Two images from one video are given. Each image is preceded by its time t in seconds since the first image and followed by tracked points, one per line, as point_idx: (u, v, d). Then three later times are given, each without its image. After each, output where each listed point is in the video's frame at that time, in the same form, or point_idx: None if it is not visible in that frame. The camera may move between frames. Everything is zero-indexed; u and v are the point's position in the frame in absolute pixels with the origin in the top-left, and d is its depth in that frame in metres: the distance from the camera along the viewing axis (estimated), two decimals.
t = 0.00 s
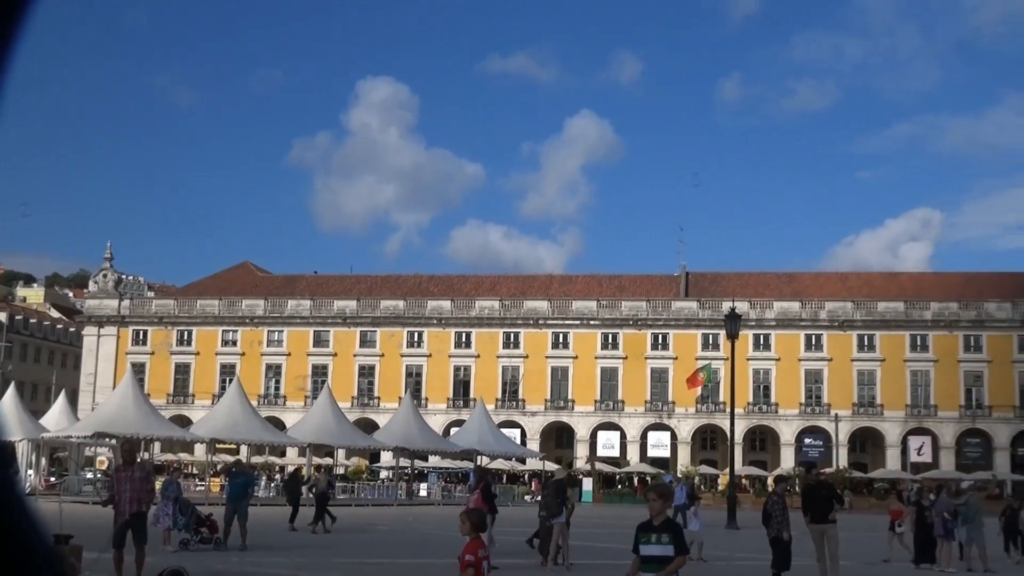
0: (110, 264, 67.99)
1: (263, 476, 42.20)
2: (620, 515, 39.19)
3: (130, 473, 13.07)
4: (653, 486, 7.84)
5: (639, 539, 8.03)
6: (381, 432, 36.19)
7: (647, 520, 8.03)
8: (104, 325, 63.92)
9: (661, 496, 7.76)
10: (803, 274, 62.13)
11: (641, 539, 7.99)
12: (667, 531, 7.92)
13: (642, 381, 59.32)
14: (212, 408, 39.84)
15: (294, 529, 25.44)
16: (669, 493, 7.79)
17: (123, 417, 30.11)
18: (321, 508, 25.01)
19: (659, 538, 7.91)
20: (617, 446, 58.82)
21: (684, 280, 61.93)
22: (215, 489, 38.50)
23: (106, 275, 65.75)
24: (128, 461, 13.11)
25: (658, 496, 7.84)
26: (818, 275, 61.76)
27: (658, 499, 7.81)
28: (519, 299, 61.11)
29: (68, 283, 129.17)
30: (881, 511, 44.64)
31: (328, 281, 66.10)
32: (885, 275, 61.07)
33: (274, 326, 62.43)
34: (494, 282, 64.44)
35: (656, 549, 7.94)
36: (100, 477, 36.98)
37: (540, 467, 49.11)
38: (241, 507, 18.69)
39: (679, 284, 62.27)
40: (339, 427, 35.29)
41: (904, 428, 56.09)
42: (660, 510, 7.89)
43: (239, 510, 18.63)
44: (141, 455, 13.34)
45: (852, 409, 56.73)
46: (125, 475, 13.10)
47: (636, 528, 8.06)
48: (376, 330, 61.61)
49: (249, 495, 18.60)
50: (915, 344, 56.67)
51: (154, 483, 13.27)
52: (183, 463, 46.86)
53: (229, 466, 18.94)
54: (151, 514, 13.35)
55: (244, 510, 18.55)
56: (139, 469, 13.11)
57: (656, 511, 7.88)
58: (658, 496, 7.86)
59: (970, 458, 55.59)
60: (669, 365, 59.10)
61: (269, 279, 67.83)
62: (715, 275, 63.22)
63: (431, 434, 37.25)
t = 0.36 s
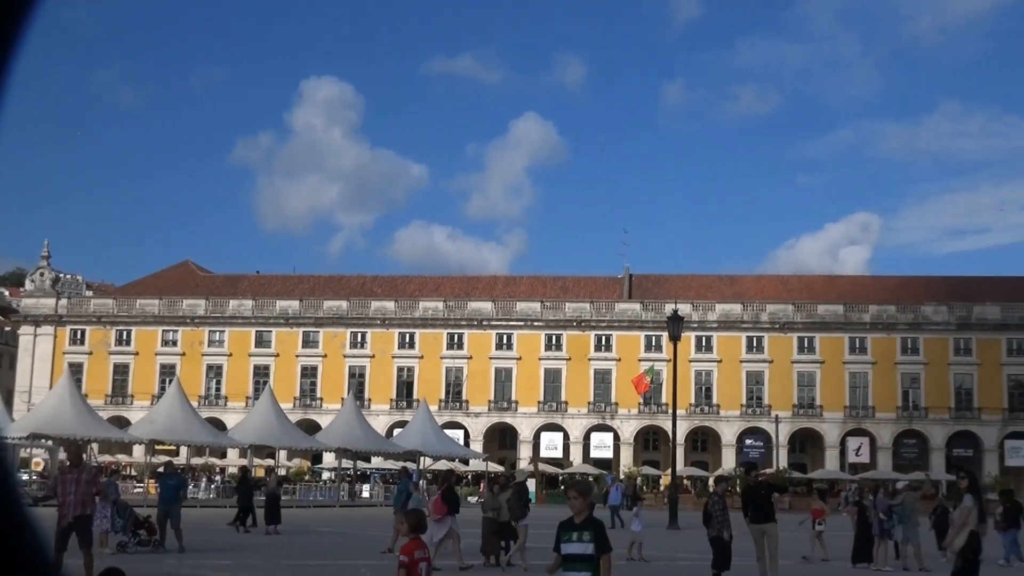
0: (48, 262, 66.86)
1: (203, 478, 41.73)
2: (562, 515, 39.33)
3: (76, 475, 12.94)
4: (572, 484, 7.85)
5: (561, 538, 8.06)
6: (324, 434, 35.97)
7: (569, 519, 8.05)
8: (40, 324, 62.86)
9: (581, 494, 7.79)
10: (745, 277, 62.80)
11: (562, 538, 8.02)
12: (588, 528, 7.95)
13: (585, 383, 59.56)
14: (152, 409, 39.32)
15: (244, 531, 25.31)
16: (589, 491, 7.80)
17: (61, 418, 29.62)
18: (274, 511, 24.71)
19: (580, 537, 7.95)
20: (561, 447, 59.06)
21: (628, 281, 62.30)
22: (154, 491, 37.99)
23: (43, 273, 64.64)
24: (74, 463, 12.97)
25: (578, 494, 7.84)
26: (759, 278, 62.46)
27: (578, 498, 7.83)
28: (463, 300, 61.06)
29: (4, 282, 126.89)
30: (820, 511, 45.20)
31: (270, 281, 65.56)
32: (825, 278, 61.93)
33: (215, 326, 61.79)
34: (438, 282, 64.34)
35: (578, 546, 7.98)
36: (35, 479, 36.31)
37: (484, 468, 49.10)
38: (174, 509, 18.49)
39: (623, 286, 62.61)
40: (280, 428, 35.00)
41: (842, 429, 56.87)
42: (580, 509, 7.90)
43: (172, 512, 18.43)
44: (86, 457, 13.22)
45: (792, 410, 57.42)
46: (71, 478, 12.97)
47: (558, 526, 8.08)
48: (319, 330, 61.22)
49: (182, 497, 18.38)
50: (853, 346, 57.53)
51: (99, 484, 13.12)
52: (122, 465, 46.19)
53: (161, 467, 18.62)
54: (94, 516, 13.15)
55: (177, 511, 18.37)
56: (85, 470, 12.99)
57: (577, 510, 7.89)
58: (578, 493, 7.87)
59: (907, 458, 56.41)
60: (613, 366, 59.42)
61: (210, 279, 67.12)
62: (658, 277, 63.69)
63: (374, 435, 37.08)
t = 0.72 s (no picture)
0: None
1: (143, 479, 41.18)
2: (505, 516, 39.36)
3: (25, 476, 12.82)
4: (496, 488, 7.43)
5: (484, 542, 7.67)
6: (266, 434, 35.64)
7: (493, 523, 7.64)
8: None
9: (505, 498, 7.38)
10: (689, 280, 63.30)
11: (485, 542, 7.62)
12: (510, 534, 7.53)
13: (530, 384, 59.65)
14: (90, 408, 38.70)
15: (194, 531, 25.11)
16: (513, 496, 7.39)
17: None
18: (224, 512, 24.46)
19: (501, 542, 7.53)
20: (505, 448, 59.10)
21: (573, 283, 62.50)
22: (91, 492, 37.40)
23: None
24: (24, 464, 12.82)
25: (502, 499, 7.43)
26: (703, 281, 62.99)
27: (502, 502, 7.42)
28: (408, 300, 60.83)
29: None
30: (760, 512, 45.62)
31: (213, 279, 64.86)
32: (767, 282, 62.61)
33: (157, 325, 61.00)
34: (383, 283, 64.06)
35: (498, 553, 7.56)
36: None
37: (427, 469, 48.96)
38: (109, 510, 18.24)
39: (568, 288, 62.79)
40: (221, 428, 34.62)
41: (783, 431, 57.49)
42: (504, 513, 7.48)
43: (108, 514, 18.18)
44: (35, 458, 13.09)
45: (734, 412, 57.93)
46: (20, 478, 12.84)
47: (481, 530, 7.69)
48: (262, 330, 60.68)
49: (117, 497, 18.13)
50: (795, 349, 58.22)
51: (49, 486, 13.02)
52: (59, 465, 45.44)
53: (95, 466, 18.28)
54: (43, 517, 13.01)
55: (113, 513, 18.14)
56: (35, 472, 12.87)
57: (500, 514, 7.46)
58: (502, 498, 7.46)
59: (846, 460, 57.24)
60: (557, 368, 59.61)
61: (152, 277, 66.24)
62: (603, 279, 63.98)
63: (318, 436, 36.84)
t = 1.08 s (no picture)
0: None
1: (88, 477, 40.62)
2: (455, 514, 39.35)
3: None
4: (425, 483, 7.31)
5: (412, 539, 7.55)
6: (214, 432, 35.31)
7: (421, 519, 7.53)
8: None
9: (433, 493, 7.25)
10: (640, 279, 63.56)
11: (413, 539, 7.52)
12: (439, 531, 7.43)
13: (481, 383, 59.65)
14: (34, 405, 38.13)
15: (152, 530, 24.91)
16: (442, 491, 7.22)
17: None
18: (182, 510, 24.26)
19: (431, 538, 7.42)
20: (456, 447, 58.99)
21: (525, 282, 62.52)
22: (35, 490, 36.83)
23: None
24: None
25: (430, 493, 7.28)
26: (654, 280, 63.30)
27: (431, 496, 7.30)
28: (359, 297, 60.50)
29: None
30: (708, 510, 45.95)
31: (161, 275, 64.09)
32: (718, 281, 63.04)
33: (103, 321, 60.19)
34: (334, 280, 63.67)
35: (426, 550, 7.46)
36: None
37: (377, 467, 48.79)
38: (54, 509, 17.98)
39: (520, 286, 62.81)
40: (169, 426, 34.24)
41: (732, 430, 57.97)
42: (433, 508, 7.38)
43: (52, 514, 17.92)
44: None
45: (684, 411, 58.29)
46: None
47: (409, 527, 7.58)
48: (211, 326, 60.10)
49: (62, 495, 17.87)
50: (744, 349, 58.70)
51: None
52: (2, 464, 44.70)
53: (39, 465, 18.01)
54: None
55: (57, 512, 17.87)
56: None
57: (429, 509, 7.37)
58: (431, 493, 7.32)
59: (794, 459, 57.94)
60: (509, 366, 59.68)
61: (99, 272, 65.34)
62: (555, 278, 64.06)
63: (267, 433, 36.56)
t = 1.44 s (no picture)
0: None
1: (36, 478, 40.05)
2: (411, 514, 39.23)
3: None
4: (335, 483, 6.94)
5: (321, 545, 7.13)
6: (167, 431, 34.94)
7: (332, 522, 7.14)
8: None
9: (344, 492, 6.91)
10: (595, 278, 63.74)
11: (325, 544, 7.11)
12: (353, 532, 7.05)
13: (436, 381, 59.52)
14: None
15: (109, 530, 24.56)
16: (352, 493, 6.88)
17: None
18: (142, 510, 24.00)
19: (345, 540, 7.04)
20: (411, 445, 58.44)
21: (480, 280, 62.47)
22: None
23: None
24: None
25: (341, 493, 6.95)
26: (608, 279, 63.52)
27: (341, 496, 6.96)
28: (314, 296, 60.12)
29: None
30: (663, 507, 46.17)
31: (112, 273, 63.31)
32: (672, 280, 63.36)
33: (53, 320, 59.39)
34: (288, 278, 63.24)
35: (340, 554, 7.07)
36: None
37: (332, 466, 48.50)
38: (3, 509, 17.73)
39: (475, 285, 62.75)
40: (120, 425, 33.83)
41: (687, 428, 58.31)
42: (343, 509, 7.03)
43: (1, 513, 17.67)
44: None
45: (638, 409, 58.52)
46: None
47: (318, 533, 7.15)
48: (163, 325, 59.46)
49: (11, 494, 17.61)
50: (698, 347, 59.06)
51: None
52: None
53: None
54: None
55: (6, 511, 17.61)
56: None
57: (338, 509, 6.97)
58: (342, 491, 6.99)
59: (747, 456, 57.86)
60: (464, 365, 59.64)
61: (48, 270, 64.44)
62: (510, 276, 64.04)
63: (220, 432, 36.23)
